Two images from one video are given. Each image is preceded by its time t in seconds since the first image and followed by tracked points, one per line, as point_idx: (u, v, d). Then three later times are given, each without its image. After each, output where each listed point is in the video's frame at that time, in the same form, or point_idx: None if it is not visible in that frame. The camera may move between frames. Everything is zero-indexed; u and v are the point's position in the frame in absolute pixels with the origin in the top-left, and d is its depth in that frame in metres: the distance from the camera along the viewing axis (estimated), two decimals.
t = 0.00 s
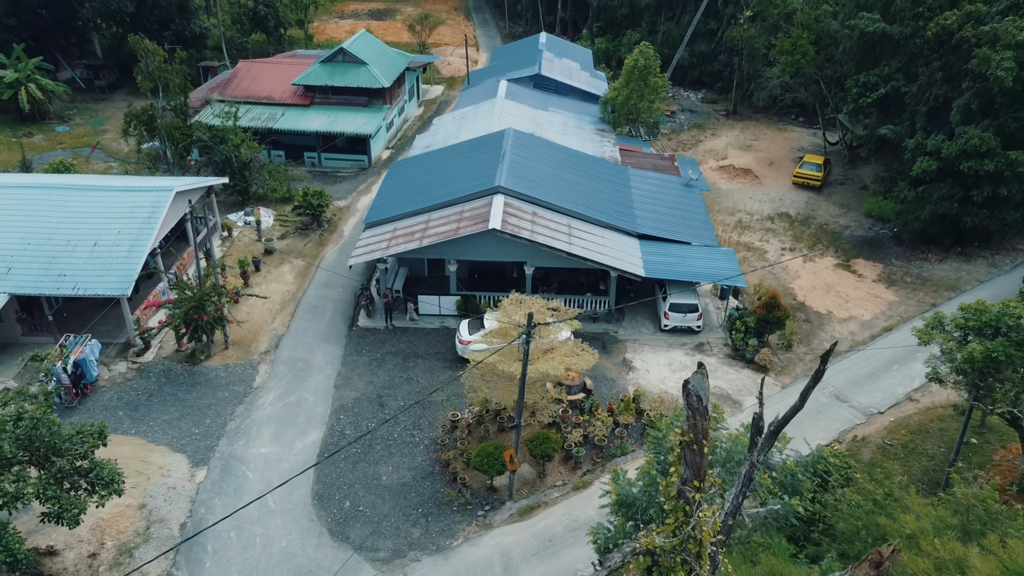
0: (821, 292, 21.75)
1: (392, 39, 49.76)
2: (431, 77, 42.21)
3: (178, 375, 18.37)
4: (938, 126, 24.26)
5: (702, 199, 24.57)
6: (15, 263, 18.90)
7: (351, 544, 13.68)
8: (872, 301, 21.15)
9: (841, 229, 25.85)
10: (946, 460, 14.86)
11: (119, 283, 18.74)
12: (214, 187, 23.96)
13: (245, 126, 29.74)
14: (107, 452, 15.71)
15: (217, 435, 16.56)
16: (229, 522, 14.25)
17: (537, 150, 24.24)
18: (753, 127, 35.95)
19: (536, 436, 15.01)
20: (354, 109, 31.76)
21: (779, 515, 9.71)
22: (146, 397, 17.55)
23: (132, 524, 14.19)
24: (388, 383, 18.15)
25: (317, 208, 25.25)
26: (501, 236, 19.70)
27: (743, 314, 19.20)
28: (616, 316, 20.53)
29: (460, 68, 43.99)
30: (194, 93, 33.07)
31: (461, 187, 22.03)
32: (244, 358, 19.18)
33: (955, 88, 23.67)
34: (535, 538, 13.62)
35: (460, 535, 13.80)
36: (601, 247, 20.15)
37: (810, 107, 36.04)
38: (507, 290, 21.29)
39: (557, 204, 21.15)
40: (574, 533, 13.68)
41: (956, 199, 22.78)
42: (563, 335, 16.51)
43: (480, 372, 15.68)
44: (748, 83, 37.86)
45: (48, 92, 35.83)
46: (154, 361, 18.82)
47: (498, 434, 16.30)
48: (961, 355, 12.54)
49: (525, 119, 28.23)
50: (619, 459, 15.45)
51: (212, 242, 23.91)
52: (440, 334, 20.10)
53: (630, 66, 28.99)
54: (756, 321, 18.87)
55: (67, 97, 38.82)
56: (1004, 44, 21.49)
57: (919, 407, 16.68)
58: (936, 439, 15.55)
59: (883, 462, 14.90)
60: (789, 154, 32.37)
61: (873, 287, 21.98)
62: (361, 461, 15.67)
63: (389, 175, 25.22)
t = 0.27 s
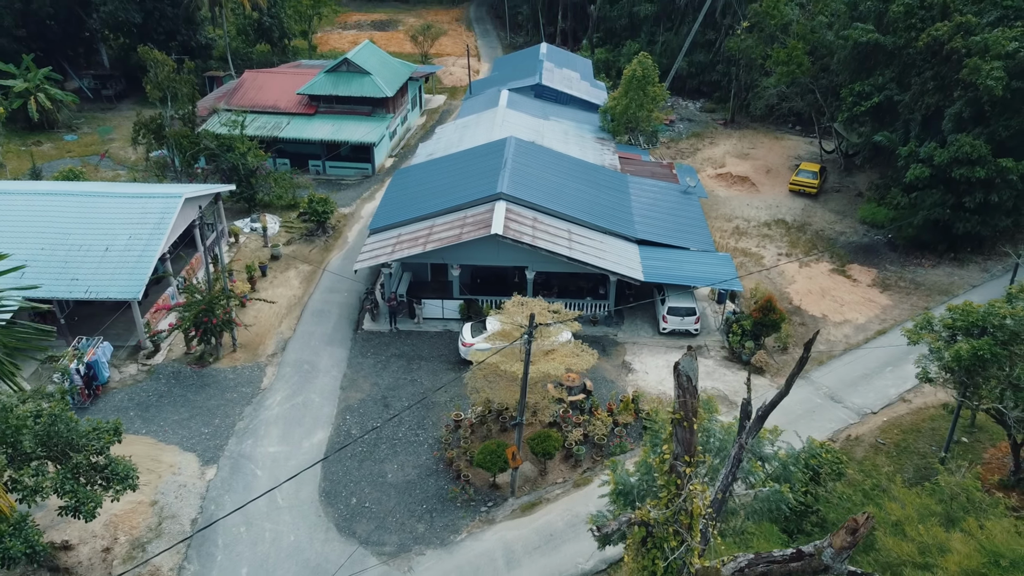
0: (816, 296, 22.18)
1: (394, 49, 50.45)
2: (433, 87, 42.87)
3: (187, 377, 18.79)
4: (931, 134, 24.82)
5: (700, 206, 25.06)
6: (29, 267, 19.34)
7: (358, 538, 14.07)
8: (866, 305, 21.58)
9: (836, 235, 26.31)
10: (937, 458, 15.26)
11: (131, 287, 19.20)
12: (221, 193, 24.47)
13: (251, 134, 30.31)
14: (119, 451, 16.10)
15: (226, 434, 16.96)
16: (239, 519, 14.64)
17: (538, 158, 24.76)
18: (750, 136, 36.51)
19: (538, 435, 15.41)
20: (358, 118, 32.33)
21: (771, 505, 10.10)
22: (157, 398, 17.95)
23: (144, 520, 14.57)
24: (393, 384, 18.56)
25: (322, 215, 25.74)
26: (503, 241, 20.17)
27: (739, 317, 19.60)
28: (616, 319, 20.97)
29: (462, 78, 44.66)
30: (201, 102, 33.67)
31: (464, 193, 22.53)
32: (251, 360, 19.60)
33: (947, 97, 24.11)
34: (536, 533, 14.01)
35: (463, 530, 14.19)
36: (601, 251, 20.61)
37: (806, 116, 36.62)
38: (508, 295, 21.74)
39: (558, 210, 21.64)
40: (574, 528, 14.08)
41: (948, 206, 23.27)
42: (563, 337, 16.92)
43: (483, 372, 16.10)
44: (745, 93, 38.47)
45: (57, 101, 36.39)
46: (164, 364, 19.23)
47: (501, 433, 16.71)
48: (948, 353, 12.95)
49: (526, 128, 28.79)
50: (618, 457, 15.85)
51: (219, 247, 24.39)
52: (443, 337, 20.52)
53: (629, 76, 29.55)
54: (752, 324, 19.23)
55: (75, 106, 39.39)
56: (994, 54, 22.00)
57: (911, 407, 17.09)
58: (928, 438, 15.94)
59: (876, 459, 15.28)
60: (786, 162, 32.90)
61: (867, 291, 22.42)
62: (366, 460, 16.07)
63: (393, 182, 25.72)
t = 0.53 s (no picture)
0: (812, 298, 22.62)
1: (397, 57, 51.10)
2: (435, 94, 43.45)
3: (196, 376, 19.21)
4: (925, 140, 25.40)
5: (698, 210, 25.55)
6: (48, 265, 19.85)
7: (365, 530, 14.48)
8: (861, 307, 22.02)
9: (832, 239, 26.76)
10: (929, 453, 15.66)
11: (141, 289, 19.66)
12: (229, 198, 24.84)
13: (257, 140, 30.83)
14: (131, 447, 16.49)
15: (235, 431, 17.36)
16: (249, 512, 15.05)
17: (539, 163, 25.26)
18: (748, 142, 37.05)
19: (539, 430, 15.83)
20: (362, 125, 32.87)
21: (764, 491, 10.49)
22: (167, 396, 18.36)
23: (156, 513, 14.94)
24: (398, 383, 18.98)
25: (327, 219, 26.21)
26: (505, 243, 20.63)
27: (736, 318, 20.02)
28: (615, 320, 21.40)
29: (464, 85, 45.26)
30: (207, 108, 34.21)
31: (467, 197, 23.00)
32: (259, 360, 20.03)
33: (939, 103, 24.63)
34: (538, 525, 14.42)
35: (467, 522, 14.59)
36: (601, 253, 21.08)
37: (803, 122, 37.17)
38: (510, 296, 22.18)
39: (559, 214, 22.12)
40: (575, 520, 14.48)
41: (941, 209, 23.74)
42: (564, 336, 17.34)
43: (487, 370, 16.52)
44: (743, 99, 39.04)
45: (65, 108, 36.97)
46: (174, 363, 19.65)
47: (503, 430, 17.13)
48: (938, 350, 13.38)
49: (527, 133, 29.32)
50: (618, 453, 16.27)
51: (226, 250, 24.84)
52: (446, 337, 20.95)
53: (629, 83, 30.07)
54: (749, 324, 19.66)
55: (82, 113, 39.91)
56: (985, 61, 22.49)
57: (904, 404, 17.51)
58: (920, 434, 16.35)
59: (869, 454, 15.68)
60: (783, 167, 33.42)
61: (862, 293, 22.88)
62: (372, 455, 16.48)
63: (396, 187, 26.21)
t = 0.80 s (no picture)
0: (807, 299, 23.09)
1: (399, 64, 51.72)
2: (436, 100, 44.03)
3: (204, 373, 19.65)
4: (917, 144, 25.91)
5: (695, 213, 26.06)
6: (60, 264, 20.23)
7: (371, 521, 14.90)
8: (854, 307, 22.48)
9: (827, 241, 27.26)
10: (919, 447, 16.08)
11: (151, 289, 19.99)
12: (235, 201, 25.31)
13: (263, 144, 31.36)
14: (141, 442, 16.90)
15: (243, 427, 17.78)
16: (258, 504, 15.47)
17: (540, 167, 25.77)
18: (745, 147, 37.60)
19: (540, 425, 16.26)
20: (365, 129, 33.42)
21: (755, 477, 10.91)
22: (176, 393, 18.79)
23: (167, 504, 15.35)
24: (401, 380, 19.43)
25: (331, 221, 26.68)
26: (506, 244, 21.11)
27: (732, 317, 20.52)
28: (614, 320, 21.87)
29: (465, 91, 45.87)
30: (213, 113, 34.77)
31: (468, 200, 23.50)
32: (266, 358, 20.48)
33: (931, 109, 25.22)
34: (539, 516, 14.85)
35: (470, 513, 15.02)
36: (600, 254, 21.56)
37: (799, 128, 37.73)
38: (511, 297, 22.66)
39: (559, 216, 22.61)
40: (575, 511, 14.92)
41: (933, 212, 24.25)
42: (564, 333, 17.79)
43: (489, 366, 16.95)
44: (740, 105, 39.62)
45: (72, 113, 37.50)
46: (182, 361, 20.09)
47: (505, 425, 17.57)
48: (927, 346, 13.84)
49: (528, 138, 29.86)
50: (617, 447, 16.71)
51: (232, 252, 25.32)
52: (449, 336, 21.40)
53: (627, 89, 30.62)
54: (745, 323, 20.29)
55: (89, 119, 40.44)
56: (974, 67, 23.01)
57: (895, 401, 17.96)
58: (911, 429, 16.78)
59: (861, 448, 16.11)
60: (779, 172, 33.96)
61: (856, 294, 23.35)
62: (377, 450, 16.91)
63: (400, 190, 26.71)
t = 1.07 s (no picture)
0: (801, 300, 23.59)
1: (400, 71, 52.38)
2: (437, 106, 44.66)
3: (212, 372, 20.12)
4: (909, 149, 26.46)
5: (692, 217, 26.59)
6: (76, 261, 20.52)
7: (375, 513, 15.35)
8: (847, 308, 22.98)
9: (821, 244, 27.78)
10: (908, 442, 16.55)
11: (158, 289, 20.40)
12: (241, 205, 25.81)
13: (267, 150, 31.92)
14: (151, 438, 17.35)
15: (251, 423, 18.24)
16: (265, 497, 15.92)
17: (539, 171, 26.30)
18: (741, 153, 38.20)
19: (540, 421, 16.72)
20: (367, 135, 33.98)
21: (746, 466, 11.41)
22: (184, 392, 19.26)
23: (177, 498, 15.79)
24: (404, 379, 19.90)
25: (335, 225, 27.18)
26: (507, 246, 21.60)
27: (727, 318, 21.04)
28: (612, 321, 22.38)
29: (465, 98, 46.49)
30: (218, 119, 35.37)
31: (469, 204, 24.01)
32: (272, 358, 20.96)
33: (921, 114, 25.83)
34: (539, 508, 15.31)
35: (472, 505, 15.48)
36: (598, 256, 22.06)
37: (794, 134, 38.33)
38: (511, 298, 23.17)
39: (558, 219, 23.12)
40: (574, 503, 15.38)
41: (925, 216, 24.77)
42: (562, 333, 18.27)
43: (490, 364, 17.42)
44: (737, 112, 40.24)
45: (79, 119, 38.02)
46: (191, 361, 20.57)
47: (505, 422, 18.04)
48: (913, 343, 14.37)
49: (527, 143, 30.43)
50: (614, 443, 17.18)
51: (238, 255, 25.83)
52: (450, 337, 21.89)
53: (625, 95, 31.20)
54: (739, 323, 20.87)
55: (94, 125, 41.01)
56: (963, 74, 23.59)
57: (886, 399, 18.44)
58: (900, 426, 17.24)
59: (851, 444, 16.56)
60: (775, 177, 34.52)
61: (849, 295, 23.85)
62: (381, 445, 17.37)
63: (402, 195, 27.22)
